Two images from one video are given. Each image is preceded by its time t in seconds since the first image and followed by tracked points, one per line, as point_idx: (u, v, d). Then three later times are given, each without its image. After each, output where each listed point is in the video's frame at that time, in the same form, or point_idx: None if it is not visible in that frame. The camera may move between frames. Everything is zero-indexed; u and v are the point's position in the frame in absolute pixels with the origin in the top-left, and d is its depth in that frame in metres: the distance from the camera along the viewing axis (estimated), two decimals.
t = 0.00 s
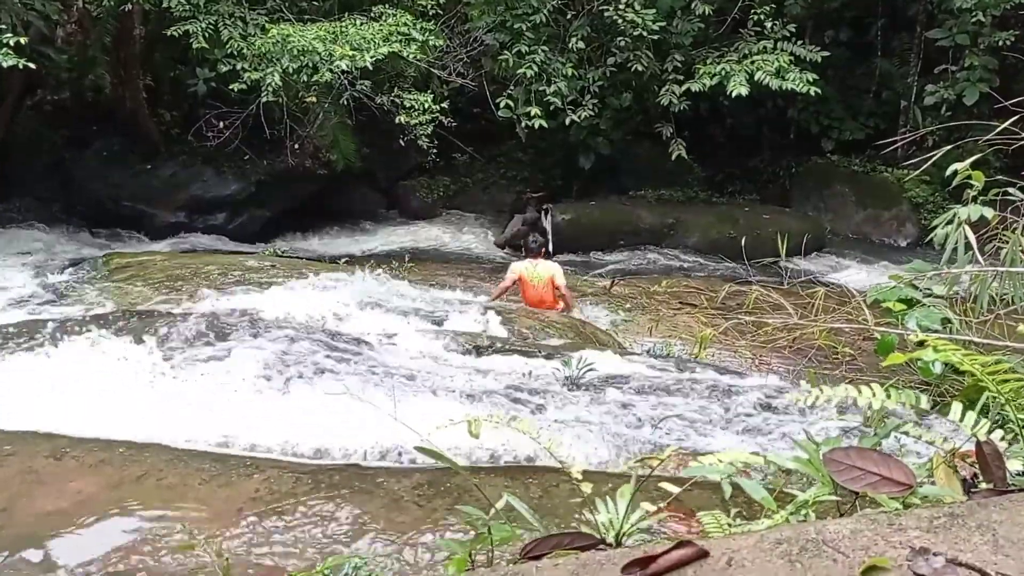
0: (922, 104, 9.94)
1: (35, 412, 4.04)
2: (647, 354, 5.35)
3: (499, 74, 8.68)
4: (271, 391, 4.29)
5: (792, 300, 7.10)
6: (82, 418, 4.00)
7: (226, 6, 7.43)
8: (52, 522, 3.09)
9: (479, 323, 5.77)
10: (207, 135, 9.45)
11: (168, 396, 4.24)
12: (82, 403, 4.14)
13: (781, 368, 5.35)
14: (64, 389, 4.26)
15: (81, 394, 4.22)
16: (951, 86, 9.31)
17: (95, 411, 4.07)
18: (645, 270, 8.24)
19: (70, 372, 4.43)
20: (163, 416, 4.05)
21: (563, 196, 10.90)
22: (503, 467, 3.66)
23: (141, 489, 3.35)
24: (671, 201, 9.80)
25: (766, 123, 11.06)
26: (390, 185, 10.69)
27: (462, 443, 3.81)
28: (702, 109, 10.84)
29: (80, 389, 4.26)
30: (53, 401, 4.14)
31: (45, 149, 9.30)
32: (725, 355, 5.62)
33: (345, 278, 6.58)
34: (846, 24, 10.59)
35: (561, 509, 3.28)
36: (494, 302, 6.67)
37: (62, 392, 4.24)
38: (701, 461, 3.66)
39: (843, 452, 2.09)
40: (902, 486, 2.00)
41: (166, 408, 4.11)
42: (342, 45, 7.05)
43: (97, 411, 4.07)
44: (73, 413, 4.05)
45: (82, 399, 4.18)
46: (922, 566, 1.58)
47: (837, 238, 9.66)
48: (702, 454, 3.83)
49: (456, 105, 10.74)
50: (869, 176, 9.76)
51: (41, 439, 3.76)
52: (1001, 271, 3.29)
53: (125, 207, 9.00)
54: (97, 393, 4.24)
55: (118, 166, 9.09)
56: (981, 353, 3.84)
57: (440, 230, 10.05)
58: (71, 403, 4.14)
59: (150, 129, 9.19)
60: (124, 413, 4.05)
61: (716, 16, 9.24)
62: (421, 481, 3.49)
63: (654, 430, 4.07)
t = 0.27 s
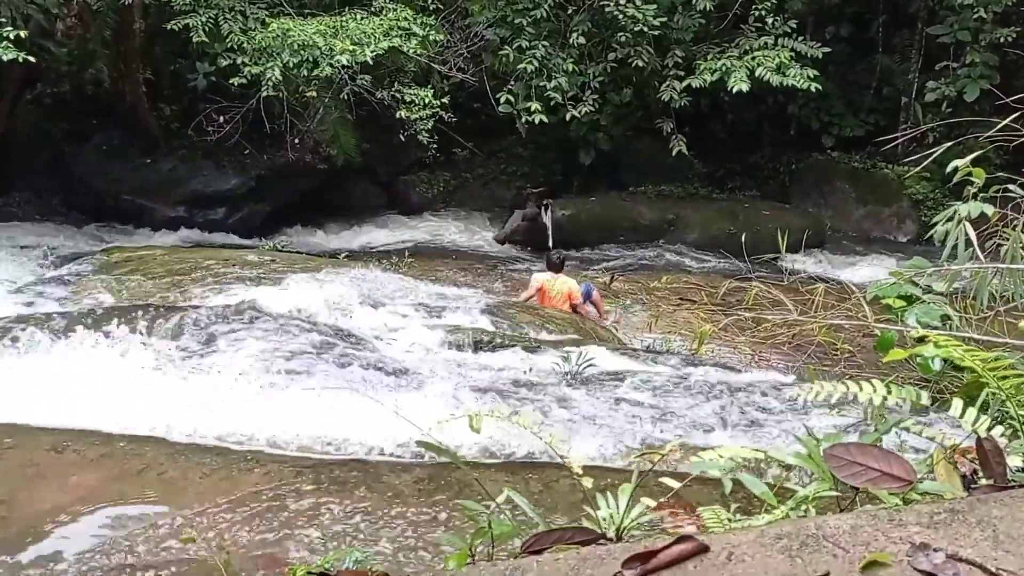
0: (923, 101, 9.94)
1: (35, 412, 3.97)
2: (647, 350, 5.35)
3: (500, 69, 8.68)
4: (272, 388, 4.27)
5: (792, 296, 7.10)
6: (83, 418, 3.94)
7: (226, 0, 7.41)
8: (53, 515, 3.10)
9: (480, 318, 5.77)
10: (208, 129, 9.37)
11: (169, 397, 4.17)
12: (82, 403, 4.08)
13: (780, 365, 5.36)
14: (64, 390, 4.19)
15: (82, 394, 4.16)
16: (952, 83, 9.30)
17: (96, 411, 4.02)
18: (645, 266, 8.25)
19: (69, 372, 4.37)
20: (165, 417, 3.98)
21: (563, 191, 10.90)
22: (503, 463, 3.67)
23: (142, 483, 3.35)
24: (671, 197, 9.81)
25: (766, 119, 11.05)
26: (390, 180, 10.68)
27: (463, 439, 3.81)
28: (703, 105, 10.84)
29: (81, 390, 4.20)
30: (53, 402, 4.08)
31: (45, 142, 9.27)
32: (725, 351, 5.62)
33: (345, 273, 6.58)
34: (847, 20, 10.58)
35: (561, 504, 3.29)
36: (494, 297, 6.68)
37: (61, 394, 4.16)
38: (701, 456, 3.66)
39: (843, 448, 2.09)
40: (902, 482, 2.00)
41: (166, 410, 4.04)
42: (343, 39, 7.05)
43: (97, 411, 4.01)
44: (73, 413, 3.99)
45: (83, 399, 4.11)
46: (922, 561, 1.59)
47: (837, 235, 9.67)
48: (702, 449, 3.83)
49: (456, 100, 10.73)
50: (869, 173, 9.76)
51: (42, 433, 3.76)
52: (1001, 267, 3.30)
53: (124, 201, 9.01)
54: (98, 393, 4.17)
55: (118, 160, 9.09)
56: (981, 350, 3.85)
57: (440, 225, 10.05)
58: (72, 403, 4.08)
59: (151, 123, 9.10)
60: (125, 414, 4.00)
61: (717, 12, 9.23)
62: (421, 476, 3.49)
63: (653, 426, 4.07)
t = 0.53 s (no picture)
0: (923, 97, 9.93)
1: (36, 412, 3.95)
2: (646, 347, 5.35)
3: (500, 65, 8.70)
4: (272, 388, 4.25)
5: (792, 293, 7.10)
6: (83, 418, 3.92)
7: None
8: (53, 512, 3.10)
9: (480, 315, 5.77)
10: (207, 125, 9.35)
11: (169, 397, 4.15)
12: (83, 403, 4.06)
13: (780, 362, 5.36)
14: (64, 390, 4.17)
15: (82, 395, 4.14)
16: (952, 80, 9.30)
17: (96, 410, 4.00)
18: (645, 263, 8.24)
19: (69, 371, 4.35)
20: (165, 417, 3.96)
21: (564, 188, 10.91)
22: (503, 460, 3.67)
23: (143, 479, 3.36)
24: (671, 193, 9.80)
25: (767, 116, 11.05)
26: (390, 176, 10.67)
27: (462, 436, 3.81)
28: (703, 101, 10.84)
29: (82, 390, 4.17)
30: (54, 402, 4.05)
31: (45, 138, 9.28)
32: (725, 348, 5.62)
33: (346, 270, 6.58)
34: (847, 17, 10.57)
35: (561, 500, 3.29)
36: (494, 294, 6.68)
37: (63, 394, 4.13)
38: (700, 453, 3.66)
39: (842, 445, 2.09)
40: (902, 480, 2.00)
41: (167, 410, 4.02)
42: (343, 35, 7.06)
43: (98, 411, 3.99)
44: (74, 413, 3.97)
45: (84, 399, 4.09)
46: (921, 558, 1.60)
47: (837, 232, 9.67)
48: (701, 447, 3.84)
49: (456, 97, 10.73)
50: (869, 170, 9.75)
51: (42, 430, 3.76)
52: (1001, 264, 3.30)
53: (125, 198, 9.00)
54: (98, 393, 4.15)
55: (118, 157, 9.09)
56: (981, 347, 3.85)
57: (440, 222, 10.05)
58: (73, 403, 4.06)
59: (151, 120, 9.09)
60: (125, 414, 3.98)
61: (717, 8, 9.22)
62: (421, 472, 3.50)
63: (653, 423, 4.07)
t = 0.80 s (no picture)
0: (921, 98, 9.94)
1: (33, 413, 3.95)
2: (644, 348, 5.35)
3: (498, 65, 8.71)
4: (271, 387, 4.26)
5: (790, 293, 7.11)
6: (83, 418, 3.93)
7: None
8: (49, 514, 3.10)
9: (478, 315, 5.77)
10: (206, 125, 9.40)
11: (169, 397, 4.15)
12: (83, 403, 4.06)
13: (777, 363, 5.36)
14: (64, 389, 4.18)
15: (82, 394, 4.15)
16: (950, 80, 9.31)
17: (96, 410, 4.00)
18: (643, 263, 8.25)
19: (68, 372, 4.35)
20: (164, 417, 3.97)
21: (562, 188, 10.91)
22: (499, 461, 3.67)
23: (139, 481, 3.36)
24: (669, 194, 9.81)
25: (766, 116, 11.05)
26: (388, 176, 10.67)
27: (459, 437, 3.81)
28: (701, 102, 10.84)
29: (82, 390, 4.18)
30: (54, 402, 4.06)
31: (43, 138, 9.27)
32: (722, 349, 5.63)
33: (344, 271, 6.58)
34: (846, 17, 10.57)
35: (558, 502, 3.29)
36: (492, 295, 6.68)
37: (62, 393, 4.15)
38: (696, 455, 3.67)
39: (838, 447, 2.09)
40: (897, 482, 2.00)
41: (164, 411, 4.02)
42: (342, 35, 7.06)
43: (98, 411, 4.00)
44: (73, 413, 3.97)
45: (83, 399, 4.10)
46: (916, 560, 1.60)
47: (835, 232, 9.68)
48: (698, 448, 3.84)
49: (455, 97, 10.72)
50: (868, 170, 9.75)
51: (38, 431, 3.76)
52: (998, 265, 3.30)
53: (122, 198, 8.99)
54: (98, 394, 4.15)
55: (116, 157, 9.09)
56: (978, 347, 3.85)
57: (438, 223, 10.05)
58: (73, 403, 4.07)
59: (150, 120, 9.06)
60: (125, 414, 3.98)
61: (716, 8, 9.22)
62: (418, 474, 3.50)
63: (650, 424, 4.08)
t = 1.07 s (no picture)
0: (909, 97, 9.98)
1: (26, 412, 3.94)
2: (635, 345, 5.36)
3: (489, 64, 8.72)
4: (270, 386, 4.25)
5: (781, 292, 7.13)
6: (82, 418, 3.91)
7: None
8: (39, 514, 3.09)
9: (469, 314, 5.77)
10: (195, 124, 9.40)
11: (169, 396, 4.14)
12: (83, 404, 4.05)
13: (768, 361, 5.38)
14: (64, 389, 4.16)
15: (82, 394, 4.13)
16: (938, 79, 9.35)
17: (96, 411, 3.99)
18: (634, 262, 8.26)
19: (66, 371, 4.34)
20: (164, 417, 3.95)
21: (552, 187, 10.92)
22: (492, 460, 3.67)
23: (129, 481, 3.35)
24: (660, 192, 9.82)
25: (755, 115, 11.07)
26: (378, 175, 10.64)
27: (451, 436, 3.81)
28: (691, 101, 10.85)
29: (81, 390, 4.16)
30: (55, 402, 4.05)
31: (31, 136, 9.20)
32: (714, 347, 5.64)
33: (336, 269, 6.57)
34: (836, 17, 10.60)
35: (550, 501, 3.30)
36: (483, 293, 6.68)
37: (62, 393, 4.13)
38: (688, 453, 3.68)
39: (829, 445, 2.10)
40: (888, 479, 2.01)
41: (158, 410, 4.02)
42: (332, 34, 7.05)
43: (98, 412, 3.98)
44: (72, 413, 3.96)
45: (83, 400, 4.08)
46: (907, 558, 1.61)
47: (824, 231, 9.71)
48: (690, 447, 3.85)
49: (446, 95, 10.71)
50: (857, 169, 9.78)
51: (28, 430, 3.74)
52: (987, 264, 3.31)
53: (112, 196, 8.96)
54: (98, 393, 4.14)
55: (105, 155, 9.05)
56: (967, 346, 3.87)
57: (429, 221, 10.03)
58: (73, 403, 4.05)
59: (139, 119, 9.04)
60: (124, 414, 3.97)
61: (706, 8, 9.23)
62: (410, 473, 3.50)
63: (642, 422, 4.09)
